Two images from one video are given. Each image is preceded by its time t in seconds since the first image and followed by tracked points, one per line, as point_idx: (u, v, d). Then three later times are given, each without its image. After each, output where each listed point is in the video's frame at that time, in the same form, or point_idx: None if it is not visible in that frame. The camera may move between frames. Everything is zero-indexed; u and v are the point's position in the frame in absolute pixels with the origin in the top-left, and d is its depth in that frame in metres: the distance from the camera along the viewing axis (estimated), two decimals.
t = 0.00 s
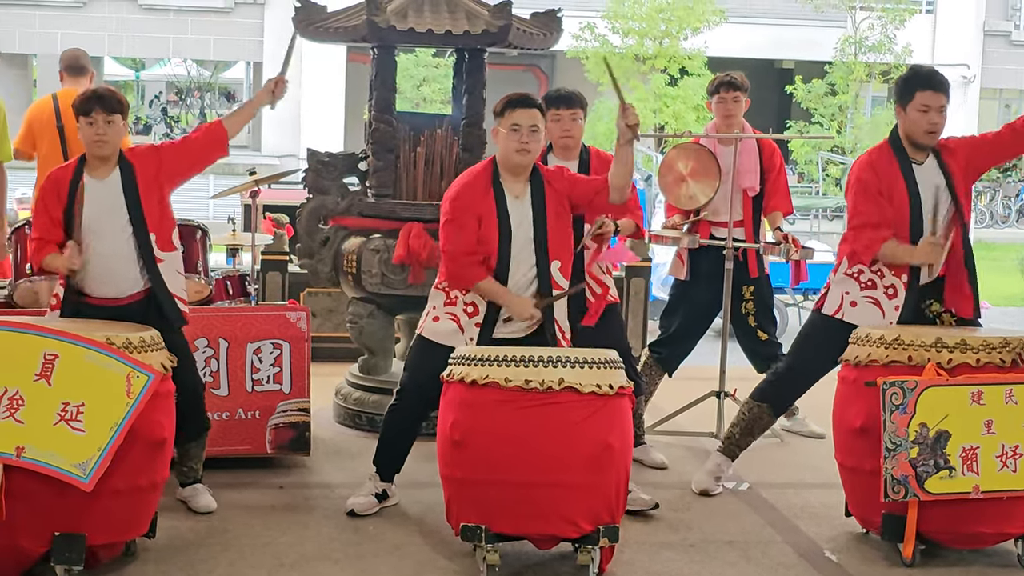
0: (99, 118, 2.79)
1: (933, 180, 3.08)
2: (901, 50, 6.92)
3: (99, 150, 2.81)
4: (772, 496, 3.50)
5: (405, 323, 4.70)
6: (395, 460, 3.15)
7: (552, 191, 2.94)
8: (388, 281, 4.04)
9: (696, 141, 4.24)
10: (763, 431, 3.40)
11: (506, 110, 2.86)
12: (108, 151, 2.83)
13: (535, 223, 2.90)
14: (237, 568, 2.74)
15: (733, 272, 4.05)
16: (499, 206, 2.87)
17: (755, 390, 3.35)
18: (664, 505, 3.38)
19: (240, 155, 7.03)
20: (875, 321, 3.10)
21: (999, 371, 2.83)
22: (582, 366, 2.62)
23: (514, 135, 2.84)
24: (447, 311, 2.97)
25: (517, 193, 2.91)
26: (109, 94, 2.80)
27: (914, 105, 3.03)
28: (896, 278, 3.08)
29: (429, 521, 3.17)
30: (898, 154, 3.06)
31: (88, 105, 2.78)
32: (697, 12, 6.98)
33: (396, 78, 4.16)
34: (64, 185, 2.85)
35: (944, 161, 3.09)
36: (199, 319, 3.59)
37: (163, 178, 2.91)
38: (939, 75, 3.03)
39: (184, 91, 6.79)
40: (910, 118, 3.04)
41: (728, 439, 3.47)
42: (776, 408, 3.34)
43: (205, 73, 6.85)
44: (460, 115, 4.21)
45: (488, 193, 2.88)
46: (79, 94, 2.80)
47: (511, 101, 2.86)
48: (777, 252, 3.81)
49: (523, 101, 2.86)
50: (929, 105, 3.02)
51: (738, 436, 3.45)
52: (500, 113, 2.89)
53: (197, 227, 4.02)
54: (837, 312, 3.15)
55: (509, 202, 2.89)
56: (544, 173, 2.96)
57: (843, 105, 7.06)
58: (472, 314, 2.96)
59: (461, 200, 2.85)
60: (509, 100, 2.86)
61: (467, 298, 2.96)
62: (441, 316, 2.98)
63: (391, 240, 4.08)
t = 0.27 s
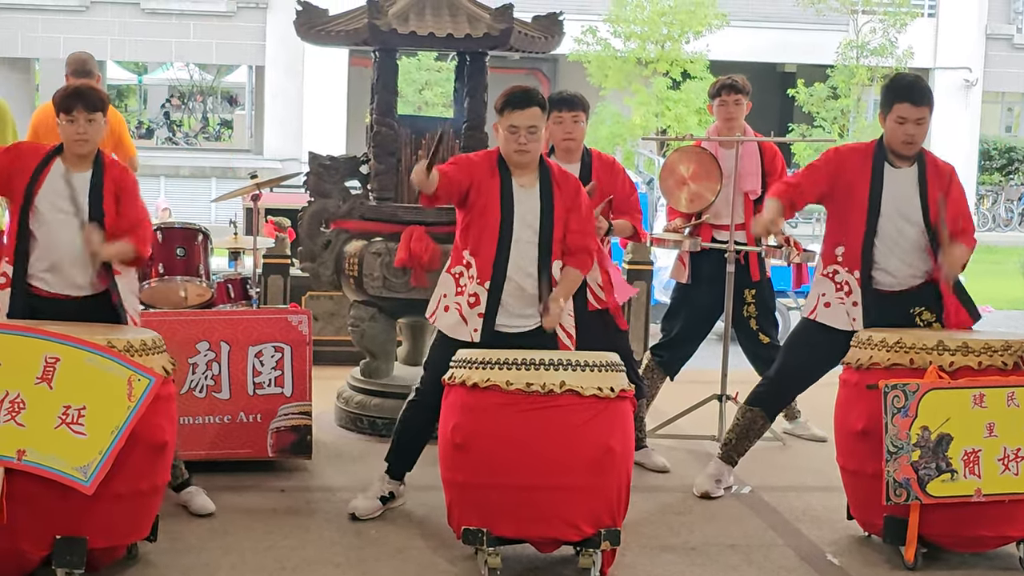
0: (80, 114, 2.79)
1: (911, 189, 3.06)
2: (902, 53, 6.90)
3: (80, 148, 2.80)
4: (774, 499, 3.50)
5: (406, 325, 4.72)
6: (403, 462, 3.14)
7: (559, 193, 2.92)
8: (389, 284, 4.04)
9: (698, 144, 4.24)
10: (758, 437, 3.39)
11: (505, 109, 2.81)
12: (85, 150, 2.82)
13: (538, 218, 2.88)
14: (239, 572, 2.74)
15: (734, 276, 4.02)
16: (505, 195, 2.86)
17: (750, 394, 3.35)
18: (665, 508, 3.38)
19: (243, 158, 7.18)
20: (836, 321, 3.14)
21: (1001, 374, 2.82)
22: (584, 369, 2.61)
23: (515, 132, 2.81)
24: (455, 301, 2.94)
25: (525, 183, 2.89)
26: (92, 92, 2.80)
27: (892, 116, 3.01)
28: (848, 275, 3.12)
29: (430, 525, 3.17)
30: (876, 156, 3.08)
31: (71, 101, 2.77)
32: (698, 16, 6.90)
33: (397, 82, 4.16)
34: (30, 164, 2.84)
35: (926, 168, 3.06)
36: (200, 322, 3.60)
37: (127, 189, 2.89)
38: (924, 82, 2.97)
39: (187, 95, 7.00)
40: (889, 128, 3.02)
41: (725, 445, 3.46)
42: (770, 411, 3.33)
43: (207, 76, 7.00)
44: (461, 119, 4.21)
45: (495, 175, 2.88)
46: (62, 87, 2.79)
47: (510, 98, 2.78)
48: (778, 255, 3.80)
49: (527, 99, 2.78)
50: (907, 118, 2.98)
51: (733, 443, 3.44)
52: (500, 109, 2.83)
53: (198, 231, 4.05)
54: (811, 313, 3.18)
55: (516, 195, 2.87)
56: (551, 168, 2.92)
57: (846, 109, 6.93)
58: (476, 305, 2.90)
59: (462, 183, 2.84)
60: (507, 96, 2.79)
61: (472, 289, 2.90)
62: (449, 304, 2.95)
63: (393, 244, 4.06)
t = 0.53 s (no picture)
0: (69, 126, 2.72)
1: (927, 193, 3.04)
2: (906, 54, 6.94)
3: (69, 159, 2.74)
4: (778, 500, 3.50)
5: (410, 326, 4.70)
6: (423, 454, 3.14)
7: (540, 190, 2.89)
8: (394, 286, 4.05)
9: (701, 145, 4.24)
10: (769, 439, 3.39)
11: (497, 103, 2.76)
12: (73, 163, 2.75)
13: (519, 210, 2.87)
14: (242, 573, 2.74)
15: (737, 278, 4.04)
16: (490, 184, 2.86)
17: (764, 398, 3.34)
18: (669, 509, 3.38)
19: (246, 161, 7.19)
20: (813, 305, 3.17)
21: (1005, 375, 2.82)
22: (587, 371, 2.61)
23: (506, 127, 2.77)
24: (447, 284, 2.92)
25: (509, 179, 2.89)
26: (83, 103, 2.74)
27: (906, 120, 2.99)
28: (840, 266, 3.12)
29: (433, 526, 3.17)
30: (892, 160, 3.05)
31: (65, 112, 2.72)
32: (702, 17, 6.96)
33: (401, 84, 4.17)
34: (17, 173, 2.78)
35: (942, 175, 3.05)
36: (204, 324, 3.61)
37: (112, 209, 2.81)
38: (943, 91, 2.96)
39: (191, 98, 6.97)
40: (903, 133, 3.02)
41: (735, 446, 3.46)
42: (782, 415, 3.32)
43: (212, 78, 6.99)
44: (465, 121, 4.21)
45: (484, 166, 2.88)
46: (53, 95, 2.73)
47: (502, 93, 2.73)
48: (782, 256, 3.81)
49: (519, 94, 2.73)
50: (921, 124, 2.97)
51: (744, 444, 3.43)
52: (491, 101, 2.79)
53: (202, 232, 4.06)
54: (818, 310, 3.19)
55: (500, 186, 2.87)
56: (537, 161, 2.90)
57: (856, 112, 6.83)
58: (461, 293, 2.90)
59: (459, 173, 2.84)
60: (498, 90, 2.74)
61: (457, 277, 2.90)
62: (443, 288, 2.93)
63: (396, 245, 4.08)
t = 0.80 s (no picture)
0: (79, 113, 2.76)
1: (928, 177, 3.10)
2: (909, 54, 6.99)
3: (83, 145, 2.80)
4: (781, 500, 3.49)
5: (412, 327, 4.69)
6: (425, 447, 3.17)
7: (529, 182, 2.99)
8: (396, 286, 4.06)
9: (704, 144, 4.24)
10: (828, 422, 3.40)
11: (482, 108, 2.87)
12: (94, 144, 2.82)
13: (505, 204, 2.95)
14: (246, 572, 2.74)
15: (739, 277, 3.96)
16: (476, 188, 2.94)
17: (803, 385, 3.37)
18: (672, 508, 3.37)
19: (250, 161, 7.19)
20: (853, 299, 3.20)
21: (1009, 374, 2.81)
22: (590, 370, 2.61)
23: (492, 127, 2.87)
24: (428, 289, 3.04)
25: (496, 180, 2.96)
26: (94, 89, 2.75)
27: (910, 108, 3.04)
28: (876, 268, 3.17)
29: (436, 526, 3.17)
30: (903, 151, 3.11)
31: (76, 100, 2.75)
32: (705, 16, 6.95)
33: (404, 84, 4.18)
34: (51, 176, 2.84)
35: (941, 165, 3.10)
36: (207, 324, 3.61)
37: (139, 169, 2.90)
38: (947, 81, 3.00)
39: (193, 97, 7.01)
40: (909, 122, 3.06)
41: (805, 437, 3.47)
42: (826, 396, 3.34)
43: (215, 78, 7.00)
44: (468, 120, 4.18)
45: (468, 172, 2.94)
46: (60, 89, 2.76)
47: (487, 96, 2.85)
48: (784, 255, 3.81)
49: (505, 97, 2.84)
50: (923, 112, 3.01)
51: (810, 432, 3.44)
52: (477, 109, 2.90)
53: (205, 232, 4.09)
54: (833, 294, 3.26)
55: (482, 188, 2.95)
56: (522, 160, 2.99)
57: (853, 109, 7.12)
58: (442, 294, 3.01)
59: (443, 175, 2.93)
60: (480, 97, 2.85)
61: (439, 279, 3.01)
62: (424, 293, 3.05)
63: (399, 245, 4.10)
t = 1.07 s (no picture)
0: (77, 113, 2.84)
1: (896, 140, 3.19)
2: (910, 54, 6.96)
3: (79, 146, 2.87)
4: (782, 500, 3.49)
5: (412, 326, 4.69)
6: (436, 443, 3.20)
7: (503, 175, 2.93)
8: (397, 285, 4.05)
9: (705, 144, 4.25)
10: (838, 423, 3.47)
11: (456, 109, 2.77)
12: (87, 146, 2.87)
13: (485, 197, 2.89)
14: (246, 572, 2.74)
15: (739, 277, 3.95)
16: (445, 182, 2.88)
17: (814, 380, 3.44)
18: (672, 508, 3.37)
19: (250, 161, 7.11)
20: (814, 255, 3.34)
21: (1010, 373, 2.81)
22: (591, 369, 2.62)
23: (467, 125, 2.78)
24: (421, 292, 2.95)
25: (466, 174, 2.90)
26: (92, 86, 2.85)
27: (882, 79, 3.09)
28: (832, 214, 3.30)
29: (437, 526, 3.16)
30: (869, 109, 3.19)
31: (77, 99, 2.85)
32: (706, 16, 6.91)
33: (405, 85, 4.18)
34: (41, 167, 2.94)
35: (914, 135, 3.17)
36: (207, 325, 3.61)
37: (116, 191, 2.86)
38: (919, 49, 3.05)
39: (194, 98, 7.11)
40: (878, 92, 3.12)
41: (814, 440, 3.55)
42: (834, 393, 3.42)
43: (215, 79, 7.08)
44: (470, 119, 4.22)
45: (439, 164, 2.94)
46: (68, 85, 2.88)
47: (460, 98, 2.76)
48: (785, 255, 3.81)
49: (477, 99, 2.76)
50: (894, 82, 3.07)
51: (819, 435, 3.53)
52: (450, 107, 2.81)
53: (206, 232, 4.07)
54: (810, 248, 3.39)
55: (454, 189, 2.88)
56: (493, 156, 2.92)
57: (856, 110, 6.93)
58: (438, 294, 2.90)
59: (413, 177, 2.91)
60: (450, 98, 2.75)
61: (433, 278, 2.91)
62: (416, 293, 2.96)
63: (400, 245, 4.09)
